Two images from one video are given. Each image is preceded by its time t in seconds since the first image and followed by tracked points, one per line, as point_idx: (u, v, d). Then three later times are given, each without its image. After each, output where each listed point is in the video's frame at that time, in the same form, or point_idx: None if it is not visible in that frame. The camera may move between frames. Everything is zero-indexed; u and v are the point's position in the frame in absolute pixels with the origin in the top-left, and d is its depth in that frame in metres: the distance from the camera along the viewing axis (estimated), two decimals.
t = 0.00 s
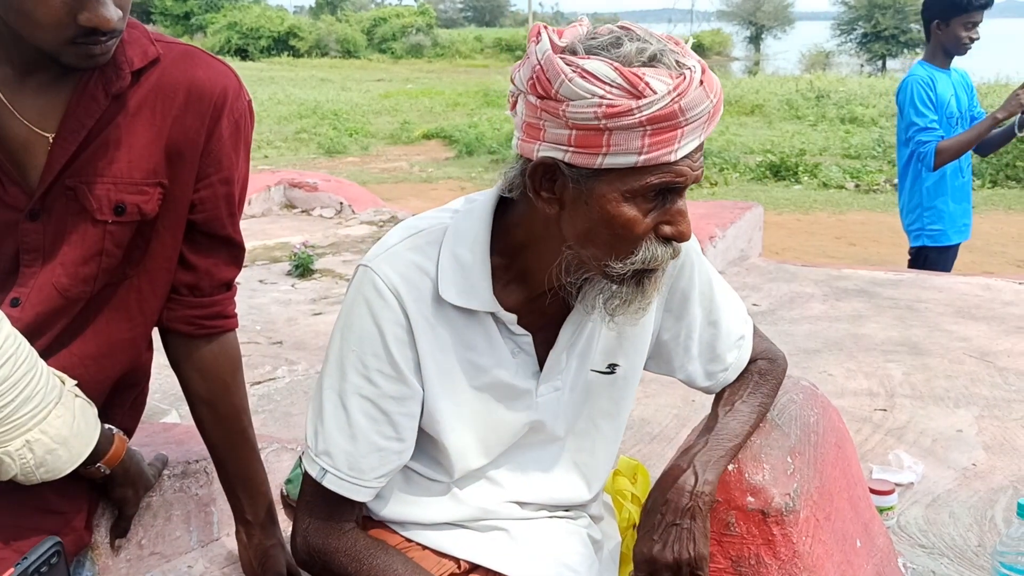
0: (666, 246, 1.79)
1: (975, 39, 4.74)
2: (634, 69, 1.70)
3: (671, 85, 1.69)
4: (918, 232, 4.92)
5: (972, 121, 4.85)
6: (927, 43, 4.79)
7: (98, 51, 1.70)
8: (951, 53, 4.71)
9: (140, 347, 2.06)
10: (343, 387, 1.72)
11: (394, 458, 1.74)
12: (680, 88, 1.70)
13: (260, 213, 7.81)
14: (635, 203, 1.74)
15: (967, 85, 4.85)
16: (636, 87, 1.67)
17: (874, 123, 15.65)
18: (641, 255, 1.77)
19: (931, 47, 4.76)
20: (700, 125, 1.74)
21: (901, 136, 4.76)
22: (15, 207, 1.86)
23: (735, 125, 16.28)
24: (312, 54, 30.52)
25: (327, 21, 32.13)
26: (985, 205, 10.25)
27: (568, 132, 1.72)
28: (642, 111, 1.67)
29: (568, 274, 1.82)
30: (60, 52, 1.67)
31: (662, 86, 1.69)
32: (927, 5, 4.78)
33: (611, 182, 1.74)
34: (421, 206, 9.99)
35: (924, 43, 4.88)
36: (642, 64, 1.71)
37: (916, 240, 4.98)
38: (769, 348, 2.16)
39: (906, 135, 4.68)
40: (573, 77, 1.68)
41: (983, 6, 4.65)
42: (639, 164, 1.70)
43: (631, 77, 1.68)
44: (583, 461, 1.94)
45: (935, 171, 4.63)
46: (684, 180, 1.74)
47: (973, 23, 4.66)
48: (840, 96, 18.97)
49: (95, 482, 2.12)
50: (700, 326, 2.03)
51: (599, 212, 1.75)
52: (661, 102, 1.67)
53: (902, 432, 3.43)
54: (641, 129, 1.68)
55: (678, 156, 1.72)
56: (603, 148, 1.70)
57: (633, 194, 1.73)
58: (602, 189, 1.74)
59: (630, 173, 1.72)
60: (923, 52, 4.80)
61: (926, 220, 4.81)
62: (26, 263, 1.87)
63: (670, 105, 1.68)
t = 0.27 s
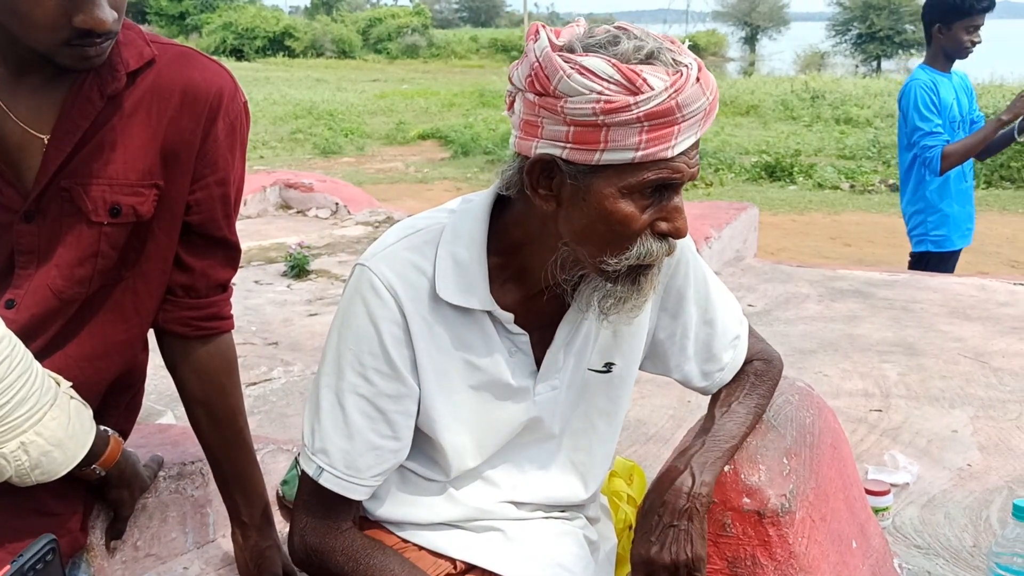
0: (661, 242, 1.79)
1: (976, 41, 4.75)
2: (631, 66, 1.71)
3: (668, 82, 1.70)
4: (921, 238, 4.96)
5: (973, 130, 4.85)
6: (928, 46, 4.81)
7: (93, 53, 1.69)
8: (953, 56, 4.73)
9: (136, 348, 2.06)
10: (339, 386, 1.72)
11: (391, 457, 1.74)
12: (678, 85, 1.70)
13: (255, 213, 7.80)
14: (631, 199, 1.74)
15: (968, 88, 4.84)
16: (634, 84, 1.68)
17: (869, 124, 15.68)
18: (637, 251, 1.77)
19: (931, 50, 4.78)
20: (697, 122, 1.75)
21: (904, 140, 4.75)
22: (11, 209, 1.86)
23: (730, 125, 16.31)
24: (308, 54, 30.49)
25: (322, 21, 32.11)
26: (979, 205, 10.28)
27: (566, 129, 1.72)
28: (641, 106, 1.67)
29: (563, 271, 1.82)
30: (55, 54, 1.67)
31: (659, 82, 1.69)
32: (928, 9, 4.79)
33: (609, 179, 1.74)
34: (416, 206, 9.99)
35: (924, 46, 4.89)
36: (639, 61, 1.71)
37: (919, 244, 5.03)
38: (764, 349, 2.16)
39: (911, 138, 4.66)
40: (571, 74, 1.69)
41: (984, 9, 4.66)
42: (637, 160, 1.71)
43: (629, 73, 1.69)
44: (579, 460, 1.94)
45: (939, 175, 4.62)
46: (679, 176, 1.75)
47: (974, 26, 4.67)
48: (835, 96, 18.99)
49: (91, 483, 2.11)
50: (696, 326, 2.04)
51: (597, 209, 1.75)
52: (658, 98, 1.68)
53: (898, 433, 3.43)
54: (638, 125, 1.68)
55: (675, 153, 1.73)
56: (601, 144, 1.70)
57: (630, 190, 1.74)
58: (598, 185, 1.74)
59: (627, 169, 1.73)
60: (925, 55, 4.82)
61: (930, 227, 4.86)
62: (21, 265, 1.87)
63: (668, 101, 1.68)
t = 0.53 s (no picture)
0: (655, 229, 1.78)
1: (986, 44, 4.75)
2: (614, 51, 1.71)
3: (650, 65, 1.70)
4: (931, 243, 5.02)
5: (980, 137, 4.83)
6: (939, 48, 4.79)
7: (95, 53, 1.69)
8: (963, 58, 4.72)
9: (138, 349, 2.05)
10: (339, 385, 1.71)
11: (392, 456, 1.74)
12: (660, 68, 1.70)
13: (256, 213, 7.79)
14: (623, 186, 1.74)
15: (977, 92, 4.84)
16: (616, 68, 1.68)
17: (869, 124, 15.68)
18: (629, 238, 1.76)
19: (942, 52, 4.76)
20: (682, 104, 1.74)
21: (913, 142, 4.72)
22: (11, 209, 1.85)
23: (730, 125, 16.30)
24: (308, 54, 30.49)
25: (322, 21, 32.11)
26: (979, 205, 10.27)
27: (553, 118, 1.73)
28: (624, 90, 1.67)
29: (557, 263, 1.81)
30: (57, 54, 1.67)
31: (641, 65, 1.70)
32: (938, 10, 4.77)
33: (598, 166, 1.73)
34: (417, 206, 9.98)
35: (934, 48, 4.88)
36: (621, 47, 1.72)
37: (928, 249, 5.09)
38: (766, 349, 2.16)
39: (922, 140, 4.62)
40: (553, 62, 1.69)
41: (995, 11, 4.65)
42: (624, 145, 1.70)
43: (611, 58, 1.69)
44: (581, 460, 1.93)
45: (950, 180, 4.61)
46: (669, 160, 1.74)
47: (985, 29, 4.66)
48: (836, 96, 18.99)
49: (93, 484, 2.11)
50: (696, 325, 2.03)
51: (588, 197, 1.75)
52: (641, 82, 1.68)
53: (900, 433, 3.43)
54: (622, 110, 1.68)
55: (662, 137, 1.72)
56: (587, 131, 1.70)
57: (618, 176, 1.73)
58: (588, 172, 1.74)
59: (613, 155, 1.72)
60: (935, 57, 4.80)
61: (940, 234, 4.91)
62: (22, 265, 1.87)
63: (651, 85, 1.68)
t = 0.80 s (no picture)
0: (614, 214, 1.76)
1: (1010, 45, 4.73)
2: (564, 31, 1.74)
3: (595, 41, 1.71)
4: (933, 245, 5.03)
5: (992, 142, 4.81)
6: (960, 48, 4.77)
7: (93, 53, 1.69)
8: (985, 59, 4.71)
9: (136, 349, 2.05)
10: (335, 381, 1.72)
11: (388, 454, 1.74)
12: (605, 44, 1.71)
13: (256, 213, 7.79)
14: (577, 166, 1.74)
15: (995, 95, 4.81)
16: (561, 44, 1.71)
17: (870, 124, 15.68)
18: (585, 221, 1.75)
19: (963, 52, 4.75)
20: (634, 83, 1.73)
21: (925, 143, 4.72)
22: (9, 208, 1.85)
23: (730, 125, 16.30)
24: (308, 54, 30.48)
25: (323, 21, 32.12)
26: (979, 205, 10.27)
27: (511, 99, 1.78)
28: (566, 66, 1.70)
29: (528, 249, 1.82)
30: (54, 53, 1.66)
31: (587, 42, 1.71)
32: (961, 9, 4.76)
33: (554, 145, 1.75)
34: (417, 206, 9.98)
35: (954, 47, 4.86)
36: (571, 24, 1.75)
37: (930, 251, 5.09)
38: (766, 349, 2.15)
39: (934, 142, 4.62)
40: (507, 41, 1.76)
41: (1018, 11, 4.64)
42: (572, 123, 1.72)
43: (557, 35, 1.72)
44: (581, 459, 1.92)
45: (958, 185, 4.62)
46: (623, 139, 1.73)
47: (1009, 29, 4.65)
48: (836, 96, 18.99)
49: (91, 485, 2.11)
50: (697, 323, 2.02)
51: (545, 178, 1.76)
52: (583, 57, 1.70)
53: (900, 433, 3.42)
54: (566, 87, 1.71)
55: (611, 116, 1.72)
56: (536, 108, 1.74)
57: (573, 158, 1.74)
58: (545, 153, 1.76)
59: (565, 135, 1.74)
60: (954, 57, 4.77)
61: (943, 237, 4.92)
62: (20, 265, 1.86)
63: (594, 60, 1.70)
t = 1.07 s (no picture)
0: (557, 215, 1.76)
1: None
2: (522, 27, 1.77)
3: (542, 41, 1.73)
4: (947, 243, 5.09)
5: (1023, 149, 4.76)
6: (1000, 48, 4.72)
7: (87, 50, 1.68)
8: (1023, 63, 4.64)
9: (133, 348, 2.05)
10: (320, 375, 1.76)
11: (373, 448, 1.77)
12: (550, 44, 1.72)
13: (254, 213, 7.78)
14: (527, 166, 1.76)
15: None
16: (512, 43, 1.75)
17: (869, 124, 15.68)
18: (529, 221, 1.76)
19: (1001, 53, 4.70)
20: (579, 85, 1.72)
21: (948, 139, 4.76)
22: (5, 207, 1.84)
23: (729, 125, 16.30)
24: (307, 54, 30.45)
25: (322, 21, 32.11)
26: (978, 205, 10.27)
27: (473, 90, 1.83)
28: (512, 65, 1.73)
29: (489, 243, 1.85)
30: (50, 51, 1.66)
31: (535, 41, 1.73)
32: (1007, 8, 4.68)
33: (507, 143, 1.78)
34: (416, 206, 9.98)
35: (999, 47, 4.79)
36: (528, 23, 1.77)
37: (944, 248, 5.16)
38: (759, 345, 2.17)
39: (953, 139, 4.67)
40: (468, 36, 1.82)
41: None
42: (518, 122, 1.74)
43: (510, 32, 1.75)
44: (573, 458, 1.91)
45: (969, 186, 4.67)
46: (566, 141, 1.73)
47: None
48: (835, 96, 18.98)
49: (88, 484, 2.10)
50: (690, 322, 2.02)
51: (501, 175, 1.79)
52: (528, 56, 1.72)
53: (897, 433, 3.42)
54: (513, 85, 1.74)
55: (554, 117, 1.73)
56: (489, 104, 1.79)
57: (522, 159, 1.76)
58: (500, 151, 1.79)
59: (515, 133, 1.76)
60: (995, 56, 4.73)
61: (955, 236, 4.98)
62: (16, 263, 1.86)
63: (537, 60, 1.71)
